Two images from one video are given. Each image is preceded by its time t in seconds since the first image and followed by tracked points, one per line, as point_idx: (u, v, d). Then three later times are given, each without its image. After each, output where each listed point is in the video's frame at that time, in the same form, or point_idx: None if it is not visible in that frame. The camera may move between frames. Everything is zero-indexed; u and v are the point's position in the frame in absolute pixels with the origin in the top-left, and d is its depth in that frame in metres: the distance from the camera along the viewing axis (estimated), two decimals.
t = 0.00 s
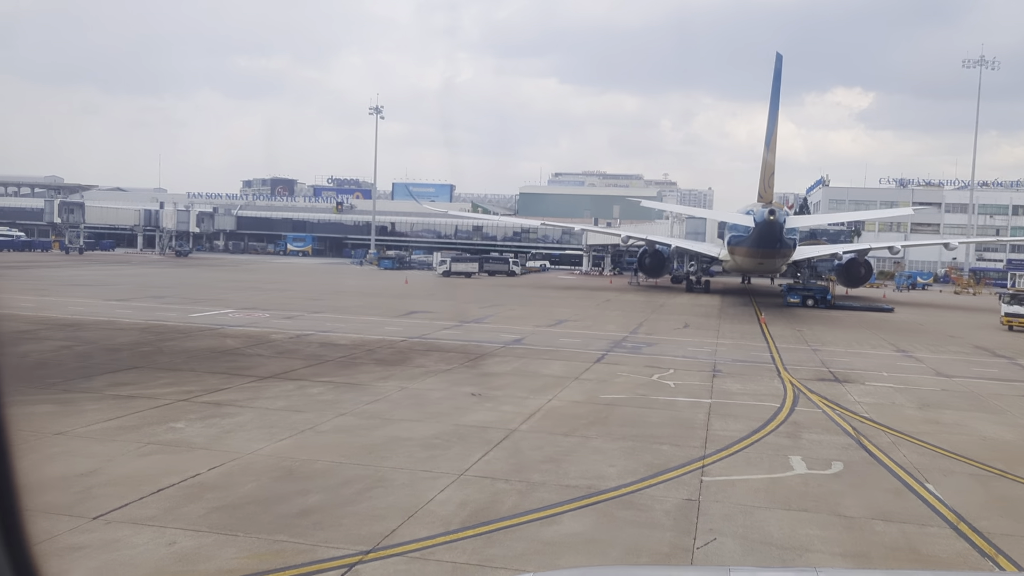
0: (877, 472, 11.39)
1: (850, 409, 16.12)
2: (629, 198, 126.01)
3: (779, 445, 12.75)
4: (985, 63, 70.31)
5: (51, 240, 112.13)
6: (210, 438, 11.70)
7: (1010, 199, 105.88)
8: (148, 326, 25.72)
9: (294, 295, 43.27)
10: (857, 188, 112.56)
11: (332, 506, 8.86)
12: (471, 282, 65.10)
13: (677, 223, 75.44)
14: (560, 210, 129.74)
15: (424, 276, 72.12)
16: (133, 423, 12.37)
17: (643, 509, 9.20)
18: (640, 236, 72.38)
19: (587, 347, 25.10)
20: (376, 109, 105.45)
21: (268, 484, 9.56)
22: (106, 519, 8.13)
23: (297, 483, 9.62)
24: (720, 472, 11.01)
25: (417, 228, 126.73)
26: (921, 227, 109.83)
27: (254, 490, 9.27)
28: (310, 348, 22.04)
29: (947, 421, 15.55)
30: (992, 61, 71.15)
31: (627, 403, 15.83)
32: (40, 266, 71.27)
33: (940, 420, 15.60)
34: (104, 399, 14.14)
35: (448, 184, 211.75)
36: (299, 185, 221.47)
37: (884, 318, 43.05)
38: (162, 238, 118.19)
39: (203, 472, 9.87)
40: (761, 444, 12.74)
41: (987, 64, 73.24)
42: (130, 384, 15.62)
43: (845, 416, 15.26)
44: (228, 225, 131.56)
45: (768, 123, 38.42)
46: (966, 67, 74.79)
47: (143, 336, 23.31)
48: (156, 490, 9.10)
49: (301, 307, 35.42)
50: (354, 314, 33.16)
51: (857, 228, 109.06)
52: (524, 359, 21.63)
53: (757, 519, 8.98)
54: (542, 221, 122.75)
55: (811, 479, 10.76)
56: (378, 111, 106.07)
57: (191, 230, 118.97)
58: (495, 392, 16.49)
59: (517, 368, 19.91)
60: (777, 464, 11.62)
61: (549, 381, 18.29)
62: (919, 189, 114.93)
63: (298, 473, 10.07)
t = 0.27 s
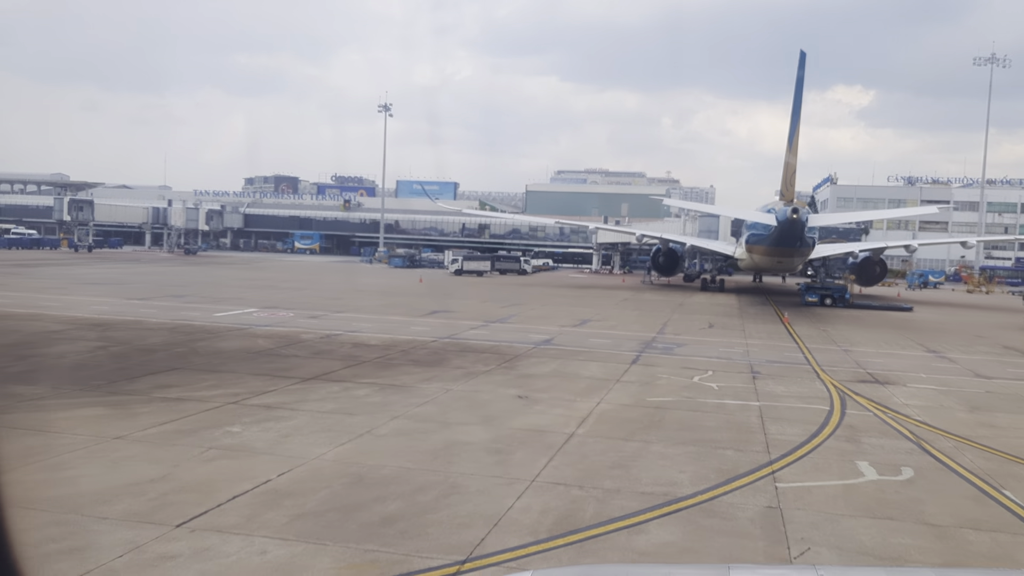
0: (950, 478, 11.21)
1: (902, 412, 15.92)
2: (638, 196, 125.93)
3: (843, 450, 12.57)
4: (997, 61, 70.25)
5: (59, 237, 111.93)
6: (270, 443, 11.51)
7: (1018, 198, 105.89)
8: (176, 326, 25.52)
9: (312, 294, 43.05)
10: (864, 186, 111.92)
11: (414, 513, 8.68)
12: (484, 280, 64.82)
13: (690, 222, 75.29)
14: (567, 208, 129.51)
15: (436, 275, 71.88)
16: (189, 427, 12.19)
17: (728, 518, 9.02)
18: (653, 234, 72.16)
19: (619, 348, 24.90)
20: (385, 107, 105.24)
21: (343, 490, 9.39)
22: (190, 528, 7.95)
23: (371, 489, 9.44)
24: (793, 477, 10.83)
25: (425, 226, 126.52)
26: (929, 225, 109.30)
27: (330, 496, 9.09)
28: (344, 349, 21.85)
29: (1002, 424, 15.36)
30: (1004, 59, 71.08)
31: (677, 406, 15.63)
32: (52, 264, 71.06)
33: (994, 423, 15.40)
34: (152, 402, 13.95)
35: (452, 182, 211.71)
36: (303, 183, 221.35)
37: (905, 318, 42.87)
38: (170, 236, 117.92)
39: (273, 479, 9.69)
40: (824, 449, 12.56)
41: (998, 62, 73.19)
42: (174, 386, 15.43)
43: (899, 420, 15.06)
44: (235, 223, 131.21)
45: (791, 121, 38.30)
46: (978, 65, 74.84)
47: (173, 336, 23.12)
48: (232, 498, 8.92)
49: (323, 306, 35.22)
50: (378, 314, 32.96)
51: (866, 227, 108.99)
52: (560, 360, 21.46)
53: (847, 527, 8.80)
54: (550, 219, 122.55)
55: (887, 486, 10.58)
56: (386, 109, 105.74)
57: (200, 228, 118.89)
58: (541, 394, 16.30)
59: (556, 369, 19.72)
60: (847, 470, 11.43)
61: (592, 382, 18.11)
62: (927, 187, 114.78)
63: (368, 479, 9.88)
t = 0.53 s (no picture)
0: None
1: (955, 415, 15.71)
2: (647, 195, 125.83)
3: (908, 455, 12.38)
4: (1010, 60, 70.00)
5: (67, 236, 111.61)
6: (333, 448, 11.33)
7: None
8: (205, 327, 25.35)
9: (329, 294, 42.81)
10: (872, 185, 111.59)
11: (498, 522, 8.50)
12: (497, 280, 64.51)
13: (703, 221, 75.23)
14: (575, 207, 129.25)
15: (448, 275, 71.60)
16: (246, 431, 12.02)
17: (816, 526, 8.83)
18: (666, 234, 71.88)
19: (653, 349, 24.68)
20: (394, 106, 105.03)
21: (421, 498, 9.21)
22: (277, 537, 7.79)
23: (448, 497, 9.29)
24: (868, 484, 10.64)
25: (433, 226, 126.31)
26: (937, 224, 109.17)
27: (409, 505, 8.92)
28: (379, 350, 21.65)
29: None
30: (1016, 57, 70.81)
31: (728, 409, 15.44)
32: (63, 263, 70.83)
33: None
34: (204, 405, 13.78)
35: (456, 181, 211.44)
36: (307, 181, 220.89)
37: (926, 318, 42.61)
38: (178, 235, 117.60)
39: (346, 485, 9.53)
40: (889, 453, 12.37)
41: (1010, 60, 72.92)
42: (221, 388, 15.26)
43: (956, 424, 14.85)
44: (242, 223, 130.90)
45: (814, 120, 38.03)
46: (989, 63, 74.60)
47: (205, 336, 22.95)
48: (311, 506, 8.75)
49: (345, 307, 35.00)
50: (402, 314, 32.74)
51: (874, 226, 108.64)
52: (597, 362, 21.24)
53: (940, 537, 8.61)
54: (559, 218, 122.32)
55: (966, 493, 10.39)
56: (395, 108, 105.37)
57: (208, 227, 118.61)
58: (589, 397, 16.11)
59: (596, 371, 19.53)
60: (919, 476, 11.23)
61: (635, 385, 17.91)
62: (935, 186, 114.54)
63: (443, 486, 9.71)
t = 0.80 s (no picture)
0: None
1: (1010, 419, 15.49)
2: (655, 194, 125.64)
3: (976, 461, 12.17)
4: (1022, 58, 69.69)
5: (75, 236, 111.33)
6: (397, 453, 11.15)
7: None
8: (234, 328, 25.16)
9: (348, 295, 42.62)
10: (879, 186, 111.43)
11: (586, 532, 8.32)
12: (511, 280, 64.27)
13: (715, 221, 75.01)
14: (582, 207, 129.01)
15: (460, 275, 71.39)
16: (305, 436, 11.82)
17: (908, 536, 8.63)
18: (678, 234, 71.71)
19: (685, 351, 24.48)
20: (402, 106, 104.68)
21: (501, 506, 9.03)
22: (369, 547, 7.63)
23: (528, 505, 9.11)
24: (947, 491, 10.43)
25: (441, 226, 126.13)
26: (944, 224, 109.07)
27: (492, 513, 8.74)
28: (414, 353, 21.45)
29: None
30: None
31: (780, 413, 15.23)
32: (74, 264, 70.61)
33: None
34: (255, 409, 13.60)
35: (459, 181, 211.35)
36: (311, 181, 220.65)
37: (948, 319, 42.35)
38: (186, 235, 117.32)
39: (422, 493, 9.36)
40: (956, 460, 12.17)
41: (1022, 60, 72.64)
42: (268, 391, 15.08)
43: (1013, 428, 14.64)
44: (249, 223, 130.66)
45: (836, 121, 37.83)
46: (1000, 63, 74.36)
47: (236, 338, 22.78)
48: (393, 515, 8.57)
49: (368, 308, 34.82)
50: (426, 316, 32.56)
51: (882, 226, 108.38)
52: (635, 364, 21.04)
53: None
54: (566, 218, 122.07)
55: None
56: (404, 108, 105.04)
57: (216, 227, 118.37)
58: (638, 400, 15.91)
59: (636, 374, 19.33)
60: (994, 483, 11.03)
61: (680, 388, 17.70)
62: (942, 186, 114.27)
63: (519, 493, 9.53)
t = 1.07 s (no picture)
0: None
1: None
2: (663, 196, 125.46)
3: None
4: None
5: (84, 238, 111.17)
6: (464, 461, 10.98)
7: None
8: (264, 332, 25.01)
9: (367, 298, 42.40)
10: (888, 188, 111.22)
11: (680, 544, 8.14)
12: (524, 282, 63.95)
13: (727, 223, 74.86)
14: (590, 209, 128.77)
15: (472, 277, 71.14)
16: (368, 444, 11.66)
17: (1005, 548, 8.44)
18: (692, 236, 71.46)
19: (720, 355, 24.28)
20: (412, 108, 104.49)
21: (585, 516, 8.87)
22: (465, 560, 7.47)
23: (612, 515, 8.94)
24: None
25: (449, 228, 126.06)
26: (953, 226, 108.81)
27: (578, 525, 8.57)
28: (450, 357, 21.30)
29: None
30: None
31: (834, 420, 15.06)
32: (85, 266, 70.43)
33: None
34: (310, 416, 13.44)
35: (464, 183, 211.35)
36: (316, 182, 220.52)
37: (970, 321, 42.12)
38: (196, 237, 116.88)
39: (502, 503, 9.19)
40: None
41: None
42: (317, 397, 14.92)
43: None
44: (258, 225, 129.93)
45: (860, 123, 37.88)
46: (1011, 64, 74.31)
47: (270, 342, 22.62)
48: (479, 526, 8.40)
49: (391, 311, 34.67)
50: (450, 319, 32.41)
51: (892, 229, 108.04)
52: (673, 369, 20.86)
53: None
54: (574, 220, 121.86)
55: None
56: (413, 110, 104.76)
57: (226, 229, 117.86)
58: (688, 406, 15.74)
59: (678, 379, 19.18)
60: None
61: (725, 393, 17.52)
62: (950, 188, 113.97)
63: (600, 503, 9.36)
